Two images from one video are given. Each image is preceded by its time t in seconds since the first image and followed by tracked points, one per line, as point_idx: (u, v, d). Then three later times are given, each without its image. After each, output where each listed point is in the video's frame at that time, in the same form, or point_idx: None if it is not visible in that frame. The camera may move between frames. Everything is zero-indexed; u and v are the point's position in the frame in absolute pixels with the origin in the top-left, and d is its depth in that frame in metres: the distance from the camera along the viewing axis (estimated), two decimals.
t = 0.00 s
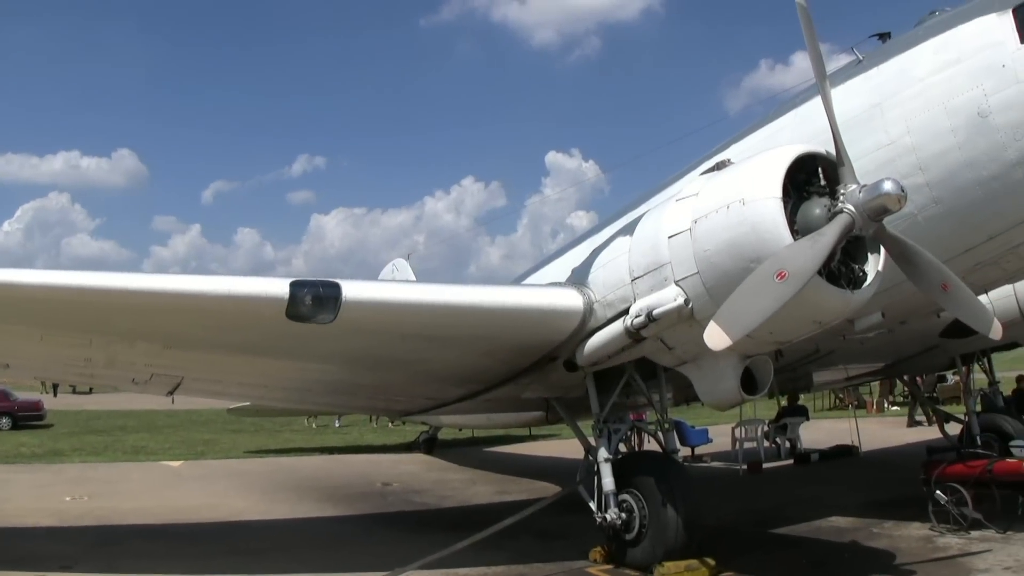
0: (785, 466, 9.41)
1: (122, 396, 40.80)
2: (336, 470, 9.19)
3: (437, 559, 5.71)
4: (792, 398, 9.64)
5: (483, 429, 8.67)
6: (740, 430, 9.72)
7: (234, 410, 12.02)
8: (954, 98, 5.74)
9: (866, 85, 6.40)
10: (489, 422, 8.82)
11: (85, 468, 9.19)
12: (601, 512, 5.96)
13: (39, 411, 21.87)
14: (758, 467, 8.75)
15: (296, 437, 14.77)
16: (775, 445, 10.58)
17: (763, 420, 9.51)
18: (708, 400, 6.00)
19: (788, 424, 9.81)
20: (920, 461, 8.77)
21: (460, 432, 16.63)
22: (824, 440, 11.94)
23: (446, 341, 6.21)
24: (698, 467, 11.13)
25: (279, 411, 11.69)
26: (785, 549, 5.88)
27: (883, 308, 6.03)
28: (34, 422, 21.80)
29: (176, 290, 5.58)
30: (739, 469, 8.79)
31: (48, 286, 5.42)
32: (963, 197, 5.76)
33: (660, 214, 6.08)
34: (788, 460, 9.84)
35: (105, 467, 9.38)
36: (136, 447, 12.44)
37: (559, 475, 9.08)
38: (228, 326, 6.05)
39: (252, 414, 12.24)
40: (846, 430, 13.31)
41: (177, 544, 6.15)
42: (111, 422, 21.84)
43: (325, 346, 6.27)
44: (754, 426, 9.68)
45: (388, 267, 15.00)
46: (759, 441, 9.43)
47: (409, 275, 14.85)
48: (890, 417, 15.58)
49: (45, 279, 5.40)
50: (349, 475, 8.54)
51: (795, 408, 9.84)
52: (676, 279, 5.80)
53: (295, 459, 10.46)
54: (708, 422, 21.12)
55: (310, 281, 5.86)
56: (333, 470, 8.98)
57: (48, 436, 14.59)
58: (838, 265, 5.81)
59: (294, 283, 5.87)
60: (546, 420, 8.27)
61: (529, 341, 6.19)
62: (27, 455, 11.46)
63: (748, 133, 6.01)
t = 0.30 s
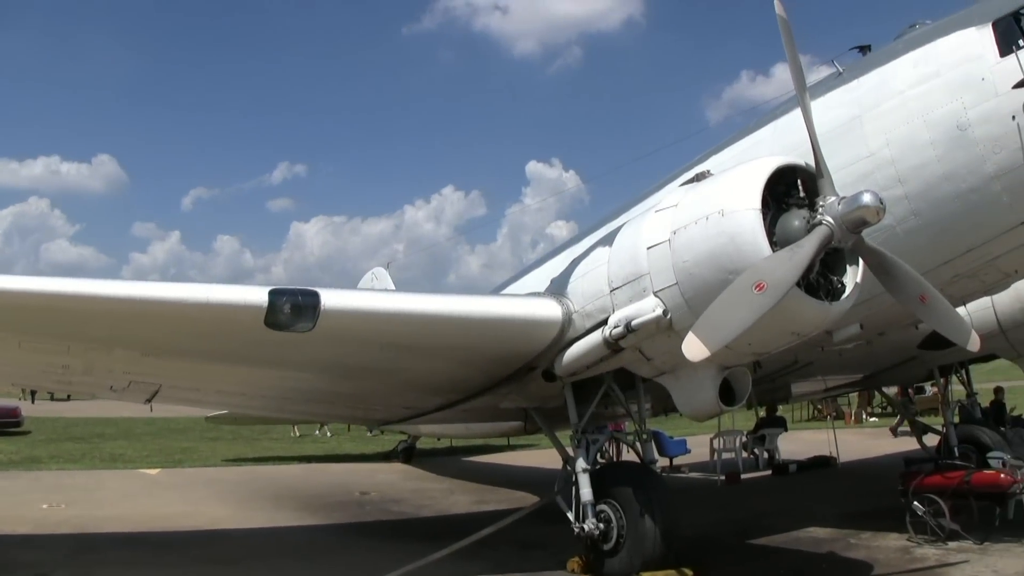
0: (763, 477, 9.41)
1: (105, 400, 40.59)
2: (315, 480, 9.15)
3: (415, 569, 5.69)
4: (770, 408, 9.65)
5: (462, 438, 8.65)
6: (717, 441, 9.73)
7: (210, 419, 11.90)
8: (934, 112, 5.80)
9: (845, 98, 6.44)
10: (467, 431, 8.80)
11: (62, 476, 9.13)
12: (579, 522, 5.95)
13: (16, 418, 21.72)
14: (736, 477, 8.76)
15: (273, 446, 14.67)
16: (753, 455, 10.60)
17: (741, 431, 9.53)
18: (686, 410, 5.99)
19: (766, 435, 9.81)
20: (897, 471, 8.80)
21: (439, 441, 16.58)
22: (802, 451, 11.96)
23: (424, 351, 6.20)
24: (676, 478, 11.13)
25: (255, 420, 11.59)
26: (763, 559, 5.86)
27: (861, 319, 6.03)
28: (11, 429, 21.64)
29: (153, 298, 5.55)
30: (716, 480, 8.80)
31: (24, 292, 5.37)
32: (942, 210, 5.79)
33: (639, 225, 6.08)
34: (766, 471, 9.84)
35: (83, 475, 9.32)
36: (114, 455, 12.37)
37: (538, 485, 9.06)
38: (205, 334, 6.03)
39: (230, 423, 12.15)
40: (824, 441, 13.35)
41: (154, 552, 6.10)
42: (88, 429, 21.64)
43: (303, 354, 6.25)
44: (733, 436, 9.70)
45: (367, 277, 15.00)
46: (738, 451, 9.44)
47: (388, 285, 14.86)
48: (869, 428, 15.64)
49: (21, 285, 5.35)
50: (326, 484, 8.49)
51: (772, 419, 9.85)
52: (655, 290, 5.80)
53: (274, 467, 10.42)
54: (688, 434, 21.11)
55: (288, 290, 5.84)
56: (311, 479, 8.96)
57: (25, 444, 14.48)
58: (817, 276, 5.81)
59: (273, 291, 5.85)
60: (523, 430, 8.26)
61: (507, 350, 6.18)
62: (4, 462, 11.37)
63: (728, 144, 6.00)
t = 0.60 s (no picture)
0: (739, 482, 9.43)
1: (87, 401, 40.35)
2: (292, 484, 9.10)
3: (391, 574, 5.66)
4: (747, 414, 9.67)
5: (439, 443, 8.63)
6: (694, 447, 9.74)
7: (186, 424, 11.77)
8: (911, 119, 5.87)
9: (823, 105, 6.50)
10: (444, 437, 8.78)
11: (37, 480, 9.05)
12: (556, 527, 5.94)
13: None
14: (713, 483, 8.76)
15: (250, 450, 14.55)
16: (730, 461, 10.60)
17: (718, 437, 9.52)
18: (663, 416, 5.98)
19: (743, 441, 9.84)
20: (872, 476, 8.84)
21: (417, 446, 16.53)
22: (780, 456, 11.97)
23: (401, 355, 6.18)
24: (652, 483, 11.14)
25: (232, 424, 11.48)
26: (739, 564, 5.83)
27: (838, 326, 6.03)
28: None
29: (128, 300, 5.49)
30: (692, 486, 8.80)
31: None
32: (918, 217, 5.85)
33: (616, 231, 6.08)
34: (742, 476, 9.86)
35: (58, 479, 9.25)
36: (90, 459, 12.28)
37: (515, 490, 9.05)
38: (182, 338, 5.99)
39: (205, 429, 12.02)
40: (801, 447, 13.37)
41: (130, 555, 6.05)
42: (62, 433, 21.37)
43: (280, 358, 6.23)
44: (709, 442, 9.70)
45: (343, 281, 14.97)
46: (715, 456, 9.43)
47: (365, 289, 14.83)
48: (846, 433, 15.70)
49: None
50: (302, 489, 8.45)
51: (749, 424, 9.87)
52: (632, 296, 5.79)
53: (251, 472, 10.38)
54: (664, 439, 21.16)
55: (265, 293, 5.81)
56: (288, 484, 8.94)
57: None
58: (794, 282, 5.81)
59: (250, 295, 5.81)
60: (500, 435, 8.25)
61: (485, 355, 6.17)
62: None
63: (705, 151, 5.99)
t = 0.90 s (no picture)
0: (715, 488, 9.44)
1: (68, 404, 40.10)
2: (269, 491, 9.05)
3: None
4: (723, 419, 9.69)
5: (415, 449, 8.61)
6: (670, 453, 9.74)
7: (162, 429, 11.70)
8: (887, 126, 5.93)
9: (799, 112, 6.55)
10: (421, 442, 8.76)
11: (11, 487, 8.97)
12: (531, 534, 5.93)
13: None
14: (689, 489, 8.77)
15: (226, 456, 14.44)
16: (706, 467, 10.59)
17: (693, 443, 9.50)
18: (638, 422, 5.98)
19: (719, 447, 9.87)
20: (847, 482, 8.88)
21: (393, 452, 16.46)
22: (756, 462, 11.99)
23: (376, 361, 6.17)
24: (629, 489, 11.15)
25: (208, 430, 11.40)
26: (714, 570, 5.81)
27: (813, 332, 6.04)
28: None
29: (102, 305, 5.44)
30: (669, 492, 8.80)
31: None
32: (893, 224, 5.89)
33: (592, 237, 6.07)
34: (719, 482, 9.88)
35: (33, 485, 9.17)
36: (64, 464, 12.18)
37: (492, 496, 9.04)
38: (156, 343, 5.94)
39: (181, 434, 11.94)
40: (777, 452, 13.41)
41: (105, 561, 6.01)
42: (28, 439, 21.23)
43: (255, 364, 6.20)
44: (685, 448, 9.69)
45: (318, 286, 14.93)
46: (690, 463, 9.41)
47: (341, 295, 14.78)
48: (822, 439, 15.77)
49: None
50: (279, 495, 8.41)
51: (725, 430, 9.89)
52: (607, 302, 5.79)
53: (228, 478, 10.34)
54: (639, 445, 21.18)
55: (241, 299, 5.78)
56: (265, 490, 8.91)
57: None
58: (769, 289, 5.81)
59: (225, 300, 5.77)
60: (476, 441, 8.24)
61: (460, 361, 6.15)
62: None
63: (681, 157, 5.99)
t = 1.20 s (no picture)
0: (695, 494, 9.45)
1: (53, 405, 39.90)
2: (249, 495, 9.01)
3: None
4: (703, 425, 9.72)
5: (394, 453, 8.59)
6: (650, 458, 9.76)
7: (141, 433, 11.65)
8: (868, 134, 5.95)
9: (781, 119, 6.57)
10: (401, 447, 8.74)
11: None
12: (510, 539, 5.92)
13: None
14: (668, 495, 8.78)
15: (206, 460, 14.36)
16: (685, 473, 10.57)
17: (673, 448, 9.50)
18: (617, 428, 5.97)
19: (699, 453, 9.91)
20: (826, 488, 8.91)
21: (373, 457, 16.40)
22: (737, 469, 11.98)
23: (355, 366, 6.15)
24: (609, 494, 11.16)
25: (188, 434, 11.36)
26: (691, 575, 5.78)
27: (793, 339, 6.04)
28: None
29: (80, 307, 5.40)
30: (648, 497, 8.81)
31: None
32: (874, 231, 5.91)
33: (572, 243, 6.07)
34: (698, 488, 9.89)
35: (12, 488, 9.12)
36: (42, 468, 12.10)
37: (473, 500, 9.02)
38: (134, 346, 5.91)
39: (160, 438, 11.88)
40: (757, 459, 13.41)
41: (83, 563, 5.97)
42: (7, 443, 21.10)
43: (234, 367, 6.17)
44: (665, 453, 9.67)
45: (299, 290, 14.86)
46: (670, 469, 9.39)
47: (321, 299, 14.72)
48: (803, 446, 15.78)
49: None
50: (259, 498, 8.40)
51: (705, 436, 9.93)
52: (587, 307, 5.79)
53: (208, 482, 10.31)
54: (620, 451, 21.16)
55: (220, 302, 5.75)
56: (245, 494, 8.89)
57: None
58: (748, 295, 5.80)
59: (204, 303, 5.75)
60: (456, 446, 8.22)
61: (440, 366, 6.14)
62: None
63: (661, 163, 5.99)
